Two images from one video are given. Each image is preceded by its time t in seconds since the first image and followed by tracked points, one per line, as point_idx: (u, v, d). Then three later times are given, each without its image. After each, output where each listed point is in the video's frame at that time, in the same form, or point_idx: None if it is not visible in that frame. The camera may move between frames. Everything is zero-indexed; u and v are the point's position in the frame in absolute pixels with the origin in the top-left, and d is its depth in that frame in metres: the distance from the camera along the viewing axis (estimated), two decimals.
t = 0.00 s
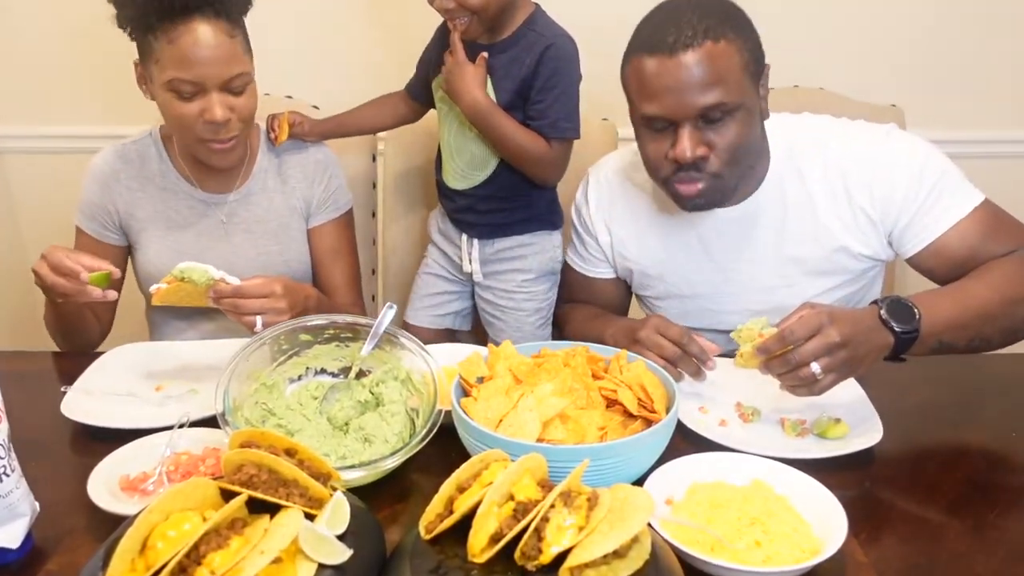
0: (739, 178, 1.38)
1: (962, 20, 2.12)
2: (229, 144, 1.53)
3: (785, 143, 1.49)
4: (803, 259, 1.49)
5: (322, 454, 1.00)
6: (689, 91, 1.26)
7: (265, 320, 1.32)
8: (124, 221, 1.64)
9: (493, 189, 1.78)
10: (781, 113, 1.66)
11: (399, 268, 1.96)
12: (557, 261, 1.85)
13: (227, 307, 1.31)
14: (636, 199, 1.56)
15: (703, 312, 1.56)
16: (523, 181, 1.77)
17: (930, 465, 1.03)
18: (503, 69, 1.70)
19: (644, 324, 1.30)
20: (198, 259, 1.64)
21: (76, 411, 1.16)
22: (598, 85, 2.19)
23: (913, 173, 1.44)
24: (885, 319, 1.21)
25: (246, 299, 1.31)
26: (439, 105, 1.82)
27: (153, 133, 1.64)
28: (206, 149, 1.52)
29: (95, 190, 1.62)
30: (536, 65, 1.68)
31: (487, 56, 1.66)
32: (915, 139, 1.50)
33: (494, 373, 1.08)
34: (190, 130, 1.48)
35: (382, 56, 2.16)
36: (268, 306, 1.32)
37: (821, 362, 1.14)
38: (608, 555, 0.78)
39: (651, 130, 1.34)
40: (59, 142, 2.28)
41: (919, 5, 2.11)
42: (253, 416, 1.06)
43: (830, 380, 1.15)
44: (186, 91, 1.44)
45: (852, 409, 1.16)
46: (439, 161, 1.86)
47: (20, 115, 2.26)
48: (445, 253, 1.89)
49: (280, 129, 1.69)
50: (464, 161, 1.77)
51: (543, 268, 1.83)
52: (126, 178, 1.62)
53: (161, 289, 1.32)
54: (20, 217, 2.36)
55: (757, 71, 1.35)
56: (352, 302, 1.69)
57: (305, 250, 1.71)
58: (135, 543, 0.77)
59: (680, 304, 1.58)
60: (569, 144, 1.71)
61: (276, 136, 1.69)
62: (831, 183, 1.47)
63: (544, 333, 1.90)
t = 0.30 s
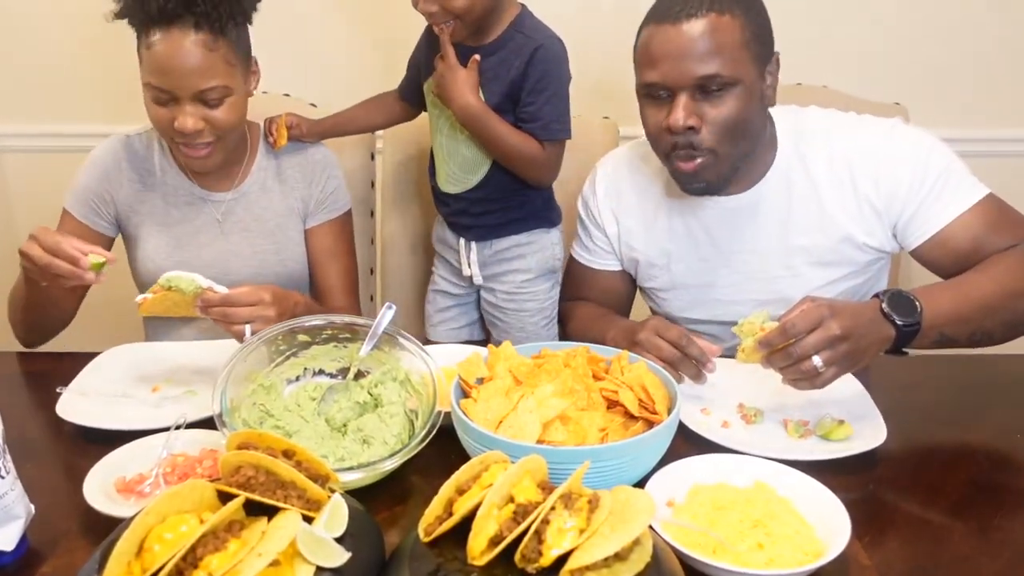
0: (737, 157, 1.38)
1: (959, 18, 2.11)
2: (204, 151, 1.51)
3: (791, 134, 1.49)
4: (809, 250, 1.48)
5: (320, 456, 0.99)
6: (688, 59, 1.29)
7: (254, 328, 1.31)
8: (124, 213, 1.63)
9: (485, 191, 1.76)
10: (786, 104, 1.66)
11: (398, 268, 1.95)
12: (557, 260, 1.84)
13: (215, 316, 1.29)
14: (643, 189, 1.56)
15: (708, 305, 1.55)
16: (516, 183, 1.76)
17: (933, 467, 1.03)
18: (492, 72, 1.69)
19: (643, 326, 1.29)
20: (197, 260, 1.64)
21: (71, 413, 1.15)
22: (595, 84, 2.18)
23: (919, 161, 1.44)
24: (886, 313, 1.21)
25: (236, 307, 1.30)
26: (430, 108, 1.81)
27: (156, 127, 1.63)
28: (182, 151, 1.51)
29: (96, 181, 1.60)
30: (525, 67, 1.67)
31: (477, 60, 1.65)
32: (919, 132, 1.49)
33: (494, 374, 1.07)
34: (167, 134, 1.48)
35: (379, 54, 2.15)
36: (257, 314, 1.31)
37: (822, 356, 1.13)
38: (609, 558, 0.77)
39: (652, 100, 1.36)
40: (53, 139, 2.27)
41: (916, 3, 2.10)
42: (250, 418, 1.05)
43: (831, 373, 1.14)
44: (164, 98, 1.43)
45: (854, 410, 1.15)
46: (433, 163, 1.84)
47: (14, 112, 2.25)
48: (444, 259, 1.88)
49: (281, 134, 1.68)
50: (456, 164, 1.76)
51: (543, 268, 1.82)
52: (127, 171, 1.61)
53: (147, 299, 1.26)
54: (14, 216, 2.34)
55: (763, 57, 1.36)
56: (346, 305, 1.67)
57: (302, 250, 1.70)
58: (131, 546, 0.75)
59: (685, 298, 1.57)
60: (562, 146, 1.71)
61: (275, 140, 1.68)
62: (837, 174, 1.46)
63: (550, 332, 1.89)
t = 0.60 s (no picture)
0: (760, 135, 1.38)
1: (956, 15, 2.10)
2: (207, 149, 1.50)
3: (792, 126, 1.48)
4: (811, 242, 1.48)
5: (318, 457, 0.98)
6: (703, 44, 1.29)
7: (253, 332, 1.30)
8: (127, 207, 1.62)
9: (480, 191, 1.75)
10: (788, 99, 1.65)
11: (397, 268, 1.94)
12: (555, 262, 1.82)
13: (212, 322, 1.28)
14: (647, 184, 1.56)
15: (711, 300, 1.54)
16: (510, 183, 1.74)
17: (935, 468, 1.02)
18: (485, 73, 1.68)
19: (643, 325, 1.29)
20: (196, 260, 1.63)
21: (68, 414, 1.15)
22: (593, 81, 2.17)
23: (920, 152, 1.43)
24: (887, 307, 1.20)
25: (233, 311, 1.29)
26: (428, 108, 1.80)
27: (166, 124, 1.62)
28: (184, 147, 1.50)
29: (101, 173, 1.59)
30: (516, 67, 1.66)
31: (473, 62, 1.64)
32: (920, 124, 1.49)
33: (493, 374, 1.07)
34: (171, 130, 1.47)
35: (376, 54, 2.14)
36: (255, 317, 1.30)
37: (824, 349, 1.12)
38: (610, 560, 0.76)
39: (668, 89, 1.35)
40: (47, 138, 2.26)
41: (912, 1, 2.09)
42: (248, 419, 1.04)
43: (833, 368, 1.14)
44: (167, 95, 1.42)
45: (856, 410, 1.14)
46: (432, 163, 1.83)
47: (8, 111, 2.25)
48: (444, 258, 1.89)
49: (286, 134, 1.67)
50: (453, 164, 1.75)
51: (541, 269, 1.80)
52: (134, 164, 1.60)
53: (140, 313, 1.26)
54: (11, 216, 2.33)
55: (769, 36, 1.36)
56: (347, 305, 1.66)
57: (306, 250, 1.70)
58: (128, 548, 0.75)
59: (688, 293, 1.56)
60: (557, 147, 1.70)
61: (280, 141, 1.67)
62: (839, 165, 1.46)
63: (548, 334, 1.88)
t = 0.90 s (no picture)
0: (761, 133, 1.38)
1: (957, 14, 2.10)
2: (212, 146, 1.49)
3: (792, 123, 1.48)
4: (811, 239, 1.47)
5: (317, 458, 0.98)
6: (704, 42, 1.28)
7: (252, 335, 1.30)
8: (129, 203, 1.61)
9: (477, 190, 1.74)
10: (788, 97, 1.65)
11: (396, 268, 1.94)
12: (555, 263, 1.81)
13: (210, 326, 1.27)
14: (647, 183, 1.56)
15: (711, 297, 1.53)
16: (507, 183, 1.73)
17: (938, 470, 1.01)
18: (481, 72, 1.68)
19: (644, 323, 1.29)
20: (196, 260, 1.62)
21: (66, 414, 1.14)
22: (593, 80, 2.17)
23: (920, 147, 1.43)
24: (886, 304, 1.20)
25: (231, 316, 1.28)
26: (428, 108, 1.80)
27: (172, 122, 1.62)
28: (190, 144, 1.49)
29: (105, 168, 1.59)
30: (511, 67, 1.65)
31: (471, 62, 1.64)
32: (920, 120, 1.48)
33: (494, 375, 1.06)
34: (177, 128, 1.46)
35: (376, 53, 2.13)
36: (253, 320, 1.29)
37: (824, 349, 1.12)
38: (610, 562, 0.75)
39: (669, 86, 1.35)
40: (45, 137, 2.25)
41: None
42: (246, 420, 1.04)
43: (831, 368, 1.13)
44: (175, 90, 1.42)
45: (858, 411, 1.14)
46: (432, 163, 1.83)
47: (7, 110, 2.24)
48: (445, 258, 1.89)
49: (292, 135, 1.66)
50: (449, 162, 1.74)
51: (540, 270, 1.80)
52: (138, 160, 1.60)
53: (137, 321, 1.25)
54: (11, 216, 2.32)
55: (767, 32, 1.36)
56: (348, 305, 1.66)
57: (308, 251, 1.69)
58: (126, 550, 0.74)
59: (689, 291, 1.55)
60: (552, 147, 1.68)
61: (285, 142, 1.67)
62: (839, 161, 1.45)
63: (548, 335, 1.87)
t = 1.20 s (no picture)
0: (740, 146, 1.38)
1: (957, 14, 2.10)
2: (215, 146, 1.49)
3: (792, 123, 1.48)
4: (810, 238, 1.47)
5: (316, 458, 0.98)
6: (692, 52, 1.28)
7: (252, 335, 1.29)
8: (130, 203, 1.61)
9: (471, 191, 1.74)
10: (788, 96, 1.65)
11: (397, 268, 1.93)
12: (550, 263, 1.80)
13: (209, 325, 1.26)
14: (646, 182, 1.55)
15: (710, 297, 1.53)
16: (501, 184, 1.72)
17: (939, 470, 1.01)
18: (477, 71, 1.68)
19: (643, 323, 1.28)
20: (196, 259, 1.62)
21: (64, 414, 1.14)
22: (593, 80, 2.16)
23: (920, 147, 1.42)
24: (886, 307, 1.20)
25: (231, 315, 1.28)
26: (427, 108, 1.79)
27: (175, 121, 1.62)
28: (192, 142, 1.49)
29: (106, 167, 1.58)
30: (505, 66, 1.65)
31: (467, 61, 1.65)
32: (921, 119, 1.48)
33: (493, 375, 1.06)
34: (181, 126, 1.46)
35: (376, 53, 2.13)
36: (253, 319, 1.29)
37: (823, 351, 1.12)
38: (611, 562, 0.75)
39: (655, 91, 1.35)
40: (45, 137, 2.25)
41: None
42: (246, 420, 1.03)
43: (832, 370, 1.13)
44: (181, 88, 1.41)
45: (861, 411, 1.13)
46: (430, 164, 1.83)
47: (7, 109, 2.24)
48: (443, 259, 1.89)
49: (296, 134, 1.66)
50: (444, 161, 1.74)
51: (535, 271, 1.79)
52: (139, 159, 1.59)
53: (137, 320, 1.24)
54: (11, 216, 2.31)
55: (764, 44, 1.35)
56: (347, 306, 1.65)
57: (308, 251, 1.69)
58: (125, 551, 0.74)
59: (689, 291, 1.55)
60: (546, 148, 1.67)
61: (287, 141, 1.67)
62: (839, 159, 1.45)
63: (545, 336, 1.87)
